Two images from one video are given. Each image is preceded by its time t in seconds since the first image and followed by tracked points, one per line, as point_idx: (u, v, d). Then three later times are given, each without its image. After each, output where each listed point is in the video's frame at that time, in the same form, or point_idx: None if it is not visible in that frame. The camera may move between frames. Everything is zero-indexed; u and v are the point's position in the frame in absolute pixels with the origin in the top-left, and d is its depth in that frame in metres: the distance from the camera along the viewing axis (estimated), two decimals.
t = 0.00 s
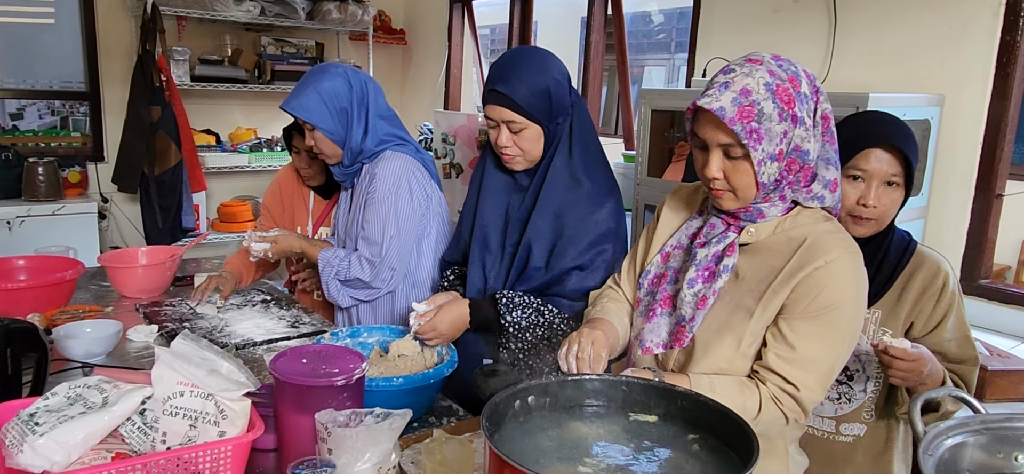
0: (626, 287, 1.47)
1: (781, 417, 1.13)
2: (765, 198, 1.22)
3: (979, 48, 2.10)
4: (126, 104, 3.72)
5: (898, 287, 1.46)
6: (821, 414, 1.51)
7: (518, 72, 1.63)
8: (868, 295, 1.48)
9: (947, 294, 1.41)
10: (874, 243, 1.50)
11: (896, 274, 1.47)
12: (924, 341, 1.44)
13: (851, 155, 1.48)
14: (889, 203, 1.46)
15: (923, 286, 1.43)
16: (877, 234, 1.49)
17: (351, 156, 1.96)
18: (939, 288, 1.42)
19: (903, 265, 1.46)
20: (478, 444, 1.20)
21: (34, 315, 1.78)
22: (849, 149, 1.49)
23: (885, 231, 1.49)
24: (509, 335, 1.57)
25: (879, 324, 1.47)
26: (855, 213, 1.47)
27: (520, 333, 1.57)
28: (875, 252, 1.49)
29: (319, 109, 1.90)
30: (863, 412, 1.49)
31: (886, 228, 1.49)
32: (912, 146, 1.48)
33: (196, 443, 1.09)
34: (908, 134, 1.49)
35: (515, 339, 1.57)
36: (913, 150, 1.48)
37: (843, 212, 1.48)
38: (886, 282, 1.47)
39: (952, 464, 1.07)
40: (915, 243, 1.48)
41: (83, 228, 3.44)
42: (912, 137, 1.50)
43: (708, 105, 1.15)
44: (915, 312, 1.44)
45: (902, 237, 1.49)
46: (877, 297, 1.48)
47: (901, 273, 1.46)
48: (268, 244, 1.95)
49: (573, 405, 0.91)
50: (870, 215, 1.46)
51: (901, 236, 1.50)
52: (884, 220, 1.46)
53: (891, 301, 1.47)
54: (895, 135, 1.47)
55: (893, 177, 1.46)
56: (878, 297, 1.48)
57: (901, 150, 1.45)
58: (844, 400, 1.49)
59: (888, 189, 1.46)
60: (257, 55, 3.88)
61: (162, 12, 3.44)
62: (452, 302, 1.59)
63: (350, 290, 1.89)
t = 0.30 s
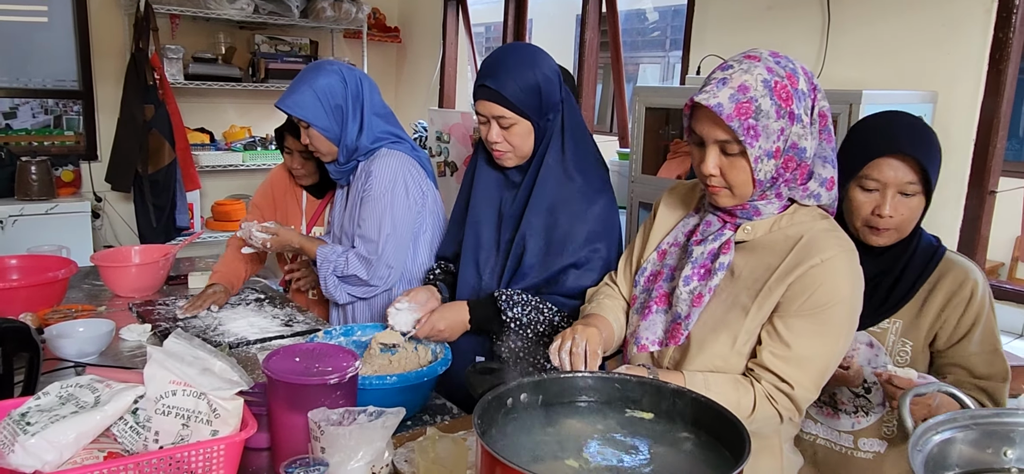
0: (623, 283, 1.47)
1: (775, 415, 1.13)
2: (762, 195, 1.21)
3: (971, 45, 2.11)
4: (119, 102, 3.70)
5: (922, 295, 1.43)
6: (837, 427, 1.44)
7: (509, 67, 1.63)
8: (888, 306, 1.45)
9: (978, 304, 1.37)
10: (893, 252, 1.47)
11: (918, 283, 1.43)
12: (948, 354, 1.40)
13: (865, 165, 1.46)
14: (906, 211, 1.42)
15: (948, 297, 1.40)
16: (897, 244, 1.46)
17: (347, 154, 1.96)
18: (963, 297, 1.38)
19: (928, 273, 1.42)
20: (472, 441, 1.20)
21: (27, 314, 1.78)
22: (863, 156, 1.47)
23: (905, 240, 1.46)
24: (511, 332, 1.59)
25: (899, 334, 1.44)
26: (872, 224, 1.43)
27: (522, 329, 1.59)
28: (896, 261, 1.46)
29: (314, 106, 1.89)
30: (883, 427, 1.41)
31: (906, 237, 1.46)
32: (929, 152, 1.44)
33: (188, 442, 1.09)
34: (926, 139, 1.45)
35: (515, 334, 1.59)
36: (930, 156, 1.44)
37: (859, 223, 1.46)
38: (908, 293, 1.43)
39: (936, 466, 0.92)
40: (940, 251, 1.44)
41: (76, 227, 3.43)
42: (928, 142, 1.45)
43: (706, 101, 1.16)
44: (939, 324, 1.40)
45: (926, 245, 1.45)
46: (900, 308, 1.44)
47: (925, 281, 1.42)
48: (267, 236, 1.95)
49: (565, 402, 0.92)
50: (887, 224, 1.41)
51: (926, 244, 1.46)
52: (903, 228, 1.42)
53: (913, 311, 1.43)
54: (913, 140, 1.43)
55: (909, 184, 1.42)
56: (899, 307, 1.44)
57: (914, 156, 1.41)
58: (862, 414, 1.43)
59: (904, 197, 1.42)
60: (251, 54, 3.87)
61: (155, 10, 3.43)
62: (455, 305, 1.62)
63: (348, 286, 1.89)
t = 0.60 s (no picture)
0: (614, 279, 1.48)
1: (765, 412, 1.13)
2: (752, 191, 1.21)
3: (959, 41, 2.12)
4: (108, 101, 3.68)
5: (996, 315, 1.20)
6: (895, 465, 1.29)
7: (498, 62, 1.63)
8: (953, 329, 1.22)
9: None
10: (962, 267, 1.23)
11: (990, 304, 1.19)
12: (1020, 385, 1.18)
13: (922, 164, 1.22)
14: (975, 221, 1.18)
15: None
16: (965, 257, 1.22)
17: (337, 152, 1.94)
18: None
19: (1002, 291, 1.19)
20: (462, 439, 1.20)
21: (14, 315, 1.76)
22: (922, 156, 1.23)
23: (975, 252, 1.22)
24: (512, 330, 1.57)
25: (969, 363, 1.22)
26: (931, 235, 1.20)
27: (522, 324, 1.57)
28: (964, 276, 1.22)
29: (305, 104, 1.88)
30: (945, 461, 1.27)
31: (977, 249, 1.21)
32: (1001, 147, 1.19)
33: (177, 443, 1.08)
34: (999, 133, 1.20)
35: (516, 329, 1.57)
36: (1003, 153, 1.19)
37: (917, 233, 1.22)
38: (978, 315, 1.20)
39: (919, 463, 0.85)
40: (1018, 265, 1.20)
41: (64, 227, 3.41)
42: (1002, 137, 1.20)
43: (693, 97, 1.16)
44: (1012, 351, 1.18)
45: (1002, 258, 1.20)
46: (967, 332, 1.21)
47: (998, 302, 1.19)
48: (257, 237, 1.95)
49: (554, 400, 0.92)
50: (950, 236, 1.18)
51: (1002, 256, 1.21)
52: (970, 240, 1.19)
53: (985, 335, 1.21)
54: (981, 135, 1.19)
55: (977, 188, 1.18)
56: (967, 332, 1.21)
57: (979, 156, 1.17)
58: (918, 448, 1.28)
59: (972, 205, 1.18)
60: (241, 52, 3.86)
61: (143, 8, 3.41)
62: (453, 310, 1.57)
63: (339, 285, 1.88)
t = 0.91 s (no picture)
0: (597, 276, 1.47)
1: (745, 406, 1.13)
2: (731, 186, 1.22)
3: (939, 37, 2.13)
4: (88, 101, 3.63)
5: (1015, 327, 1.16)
6: None
7: (486, 59, 1.62)
8: (969, 339, 1.19)
9: None
10: (984, 274, 1.19)
11: (1011, 315, 1.15)
12: None
13: (942, 164, 1.18)
14: (997, 226, 1.13)
15: None
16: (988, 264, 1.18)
17: (319, 150, 1.93)
18: None
19: None
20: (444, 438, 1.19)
21: None
22: (941, 157, 1.19)
23: (999, 259, 1.17)
24: (507, 325, 1.57)
25: (984, 376, 1.19)
26: (947, 237, 1.16)
27: (517, 319, 1.56)
28: (986, 283, 1.18)
29: (287, 102, 1.87)
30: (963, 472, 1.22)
31: (1000, 256, 1.17)
32: None
33: (155, 446, 1.07)
34: None
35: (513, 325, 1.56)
36: None
37: (935, 235, 1.19)
38: (998, 326, 1.16)
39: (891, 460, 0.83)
40: None
41: (44, 228, 3.37)
42: None
43: (670, 92, 1.16)
44: None
45: None
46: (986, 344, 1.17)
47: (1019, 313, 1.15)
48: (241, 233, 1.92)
49: (535, 399, 0.91)
50: (968, 240, 1.14)
51: None
52: (990, 244, 1.14)
53: (1002, 349, 1.18)
54: (1006, 137, 1.14)
55: (997, 190, 1.13)
56: (984, 344, 1.17)
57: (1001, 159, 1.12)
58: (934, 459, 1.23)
59: (994, 208, 1.13)
60: (223, 50, 3.82)
61: (123, 6, 3.37)
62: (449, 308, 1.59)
63: (322, 284, 1.86)
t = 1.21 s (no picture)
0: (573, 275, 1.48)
1: (718, 401, 1.14)
2: (702, 182, 1.22)
3: (911, 34, 2.16)
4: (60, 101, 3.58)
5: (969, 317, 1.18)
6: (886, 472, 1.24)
7: (462, 56, 1.61)
8: (925, 330, 1.20)
9: None
10: (940, 267, 1.20)
11: (965, 306, 1.17)
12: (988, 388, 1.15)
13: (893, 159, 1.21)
14: (950, 218, 1.15)
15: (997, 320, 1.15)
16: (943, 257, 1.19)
17: (293, 150, 1.91)
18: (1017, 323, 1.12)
19: (979, 294, 1.16)
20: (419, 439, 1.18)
21: None
22: (893, 152, 1.20)
23: (953, 252, 1.19)
24: (486, 326, 1.56)
25: (939, 366, 1.20)
26: (901, 229, 1.18)
27: (496, 321, 1.55)
28: (940, 275, 1.20)
29: (259, 101, 1.84)
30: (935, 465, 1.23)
31: (955, 249, 1.18)
32: (981, 144, 1.16)
33: (124, 452, 1.05)
34: (981, 130, 1.16)
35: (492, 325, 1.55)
36: (984, 150, 1.16)
37: (890, 229, 1.20)
38: (953, 316, 1.18)
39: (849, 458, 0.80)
40: (999, 267, 1.17)
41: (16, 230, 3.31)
42: (984, 134, 1.16)
43: (639, 89, 1.16)
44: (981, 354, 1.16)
45: (984, 260, 1.17)
46: (941, 334, 1.19)
47: (973, 304, 1.17)
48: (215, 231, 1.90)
49: (506, 399, 0.91)
50: (922, 232, 1.16)
51: (986, 257, 1.18)
52: (943, 236, 1.16)
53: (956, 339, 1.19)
54: (955, 133, 1.16)
55: (944, 182, 1.15)
56: (939, 334, 1.19)
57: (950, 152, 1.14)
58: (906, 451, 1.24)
59: (945, 201, 1.14)
60: (199, 49, 3.78)
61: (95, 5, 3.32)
62: (428, 308, 1.57)
63: (298, 284, 1.84)
